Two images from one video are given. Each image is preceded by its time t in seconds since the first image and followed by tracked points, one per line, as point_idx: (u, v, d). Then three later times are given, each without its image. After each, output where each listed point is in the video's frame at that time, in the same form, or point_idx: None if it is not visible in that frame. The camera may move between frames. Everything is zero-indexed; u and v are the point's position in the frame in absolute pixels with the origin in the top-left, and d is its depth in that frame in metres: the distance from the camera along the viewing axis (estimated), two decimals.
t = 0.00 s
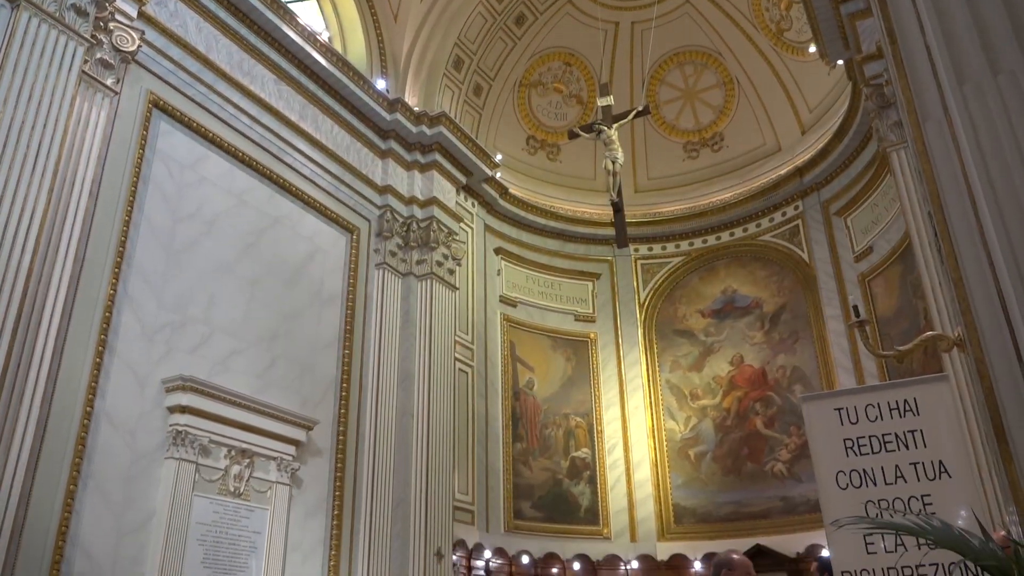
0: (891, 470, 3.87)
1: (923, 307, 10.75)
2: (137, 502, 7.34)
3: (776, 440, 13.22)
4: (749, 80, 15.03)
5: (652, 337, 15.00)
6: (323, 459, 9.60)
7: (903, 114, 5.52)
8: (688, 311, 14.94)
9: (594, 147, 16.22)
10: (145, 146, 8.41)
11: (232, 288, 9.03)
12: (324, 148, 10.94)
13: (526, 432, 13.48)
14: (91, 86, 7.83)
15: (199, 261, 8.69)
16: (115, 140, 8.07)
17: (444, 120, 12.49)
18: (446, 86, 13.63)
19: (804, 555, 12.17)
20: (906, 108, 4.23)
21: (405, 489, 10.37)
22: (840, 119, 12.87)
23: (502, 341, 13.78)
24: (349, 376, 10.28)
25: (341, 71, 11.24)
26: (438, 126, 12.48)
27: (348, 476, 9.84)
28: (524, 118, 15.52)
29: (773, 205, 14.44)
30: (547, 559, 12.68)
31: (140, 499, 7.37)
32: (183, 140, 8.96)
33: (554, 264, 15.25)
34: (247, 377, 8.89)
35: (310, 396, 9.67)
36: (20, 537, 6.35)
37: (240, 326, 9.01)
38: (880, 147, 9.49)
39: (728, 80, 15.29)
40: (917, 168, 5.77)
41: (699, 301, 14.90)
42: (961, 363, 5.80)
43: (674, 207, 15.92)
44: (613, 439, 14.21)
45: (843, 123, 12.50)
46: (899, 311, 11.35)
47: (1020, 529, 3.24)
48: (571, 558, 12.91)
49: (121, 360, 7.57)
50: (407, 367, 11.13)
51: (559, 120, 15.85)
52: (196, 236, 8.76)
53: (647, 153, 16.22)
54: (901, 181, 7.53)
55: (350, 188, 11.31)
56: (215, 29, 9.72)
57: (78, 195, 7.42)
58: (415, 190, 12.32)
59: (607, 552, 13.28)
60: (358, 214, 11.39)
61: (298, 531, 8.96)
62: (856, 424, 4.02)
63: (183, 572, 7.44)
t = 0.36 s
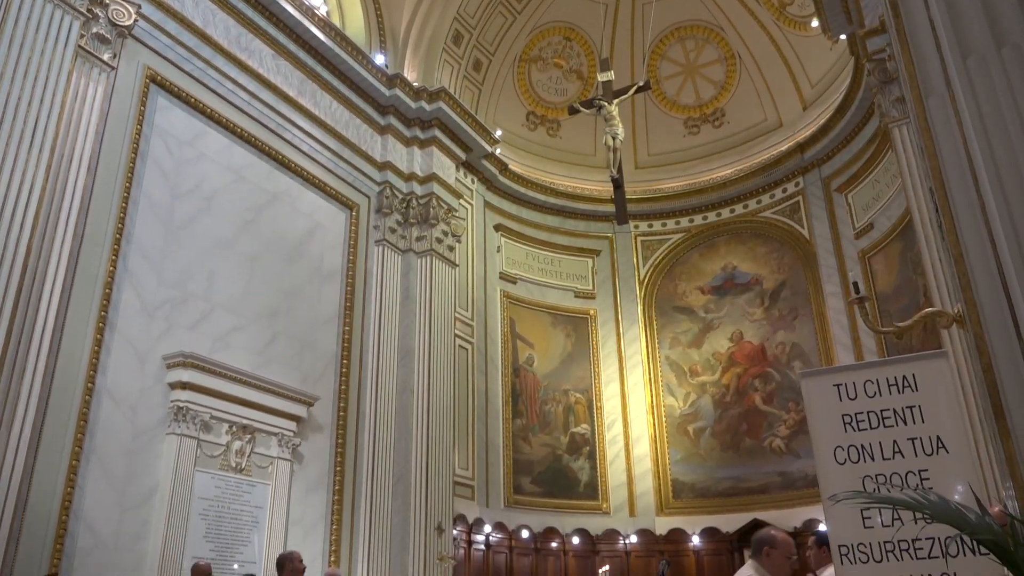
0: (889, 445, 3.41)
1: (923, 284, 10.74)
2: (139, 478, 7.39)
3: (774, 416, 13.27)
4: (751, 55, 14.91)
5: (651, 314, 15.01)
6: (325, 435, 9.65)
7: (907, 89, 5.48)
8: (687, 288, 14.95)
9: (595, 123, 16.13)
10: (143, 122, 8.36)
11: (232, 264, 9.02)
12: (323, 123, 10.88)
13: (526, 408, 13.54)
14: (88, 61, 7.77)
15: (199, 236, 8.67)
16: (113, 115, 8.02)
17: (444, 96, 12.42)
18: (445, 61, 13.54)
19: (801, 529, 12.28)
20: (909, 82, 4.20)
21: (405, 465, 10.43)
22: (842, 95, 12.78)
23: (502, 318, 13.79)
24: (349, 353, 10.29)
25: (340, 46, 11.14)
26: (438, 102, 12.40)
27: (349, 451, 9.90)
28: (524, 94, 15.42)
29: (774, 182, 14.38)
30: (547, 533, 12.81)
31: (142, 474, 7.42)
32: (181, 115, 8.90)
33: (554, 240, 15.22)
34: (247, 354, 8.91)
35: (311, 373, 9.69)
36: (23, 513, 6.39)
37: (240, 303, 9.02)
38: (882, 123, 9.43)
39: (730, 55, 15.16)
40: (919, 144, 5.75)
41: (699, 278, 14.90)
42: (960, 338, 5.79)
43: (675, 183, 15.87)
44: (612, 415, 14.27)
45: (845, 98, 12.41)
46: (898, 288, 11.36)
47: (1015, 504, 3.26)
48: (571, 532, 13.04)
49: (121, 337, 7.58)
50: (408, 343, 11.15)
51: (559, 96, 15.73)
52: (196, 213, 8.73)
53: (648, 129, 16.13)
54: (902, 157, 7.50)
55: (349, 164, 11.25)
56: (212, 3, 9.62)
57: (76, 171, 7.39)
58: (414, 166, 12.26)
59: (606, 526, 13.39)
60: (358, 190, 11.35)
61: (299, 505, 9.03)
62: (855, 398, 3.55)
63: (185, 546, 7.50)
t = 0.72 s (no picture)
0: (888, 419, 3.20)
1: (924, 259, 10.74)
2: (142, 452, 7.43)
3: (774, 391, 13.33)
4: (754, 28, 14.76)
5: (651, 290, 15.02)
6: (326, 410, 9.70)
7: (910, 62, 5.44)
8: (688, 263, 14.95)
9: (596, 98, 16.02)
10: (141, 97, 8.31)
11: (232, 240, 9.01)
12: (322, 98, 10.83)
13: (526, 383, 13.59)
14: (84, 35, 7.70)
15: (199, 212, 8.66)
16: (111, 90, 7.97)
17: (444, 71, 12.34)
18: (445, 35, 13.42)
19: (800, 503, 12.40)
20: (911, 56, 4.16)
21: (406, 439, 10.49)
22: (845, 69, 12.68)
23: (502, 293, 13.80)
24: (349, 329, 10.31)
25: (339, 20, 11.05)
26: (438, 76, 12.31)
27: (350, 426, 9.96)
28: (524, 68, 15.30)
29: (776, 156, 14.31)
30: (548, 507, 12.94)
31: (146, 449, 7.46)
32: (179, 89, 8.84)
33: (554, 216, 15.19)
34: (248, 329, 8.92)
35: (312, 348, 9.72)
36: (28, 487, 6.44)
37: (241, 279, 9.02)
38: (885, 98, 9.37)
39: (732, 28, 15.01)
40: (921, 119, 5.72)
41: (699, 254, 14.90)
42: (960, 314, 5.79)
43: (676, 158, 15.80)
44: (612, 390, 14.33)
45: (848, 73, 12.31)
46: (899, 264, 11.36)
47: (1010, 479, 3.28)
48: (571, 506, 13.17)
49: (122, 312, 7.59)
50: (408, 319, 11.16)
51: (560, 70, 15.60)
52: (195, 188, 8.71)
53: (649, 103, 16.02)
54: (905, 132, 7.45)
55: (349, 139, 11.20)
56: None
57: (74, 146, 7.35)
58: (414, 141, 12.19)
59: (606, 500, 13.53)
60: (357, 166, 11.31)
61: (301, 480, 9.10)
62: (854, 373, 3.34)
63: (189, 520, 7.57)
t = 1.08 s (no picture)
0: (888, 397, 3.19)
1: (924, 237, 10.71)
2: (145, 430, 7.46)
3: (774, 369, 13.35)
4: (757, 3, 14.62)
5: (652, 268, 15.01)
6: (327, 388, 9.73)
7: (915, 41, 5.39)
8: (688, 241, 14.92)
9: (597, 74, 15.90)
10: (139, 74, 8.25)
11: (232, 218, 8.99)
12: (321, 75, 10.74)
13: (526, 360, 13.61)
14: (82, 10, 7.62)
15: (198, 191, 8.62)
16: (109, 67, 7.91)
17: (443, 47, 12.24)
18: (445, 10, 13.30)
19: (799, 479, 12.47)
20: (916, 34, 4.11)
21: (407, 417, 10.53)
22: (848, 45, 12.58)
23: (502, 271, 13.78)
24: (350, 307, 10.30)
25: None
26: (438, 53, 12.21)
27: (351, 403, 9.99)
28: (525, 45, 15.17)
29: (778, 134, 14.23)
30: (548, 484, 13.02)
31: (148, 426, 7.49)
32: (178, 66, 8.77)
33: (554, 194, 15.14)
34: (249, 307, 8.93)
35: (313, 326, 9.73)
36: (32, 463, 6.46)
37: (242, 257, 9.01)
38: (889, 74, 9.30)
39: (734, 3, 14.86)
40: (925, 98, 5.67)
41: (700, 232, 14.87)
42: (961, 292, 5.79)
43: (678, 136, 15.73)
44: (613, 368, 14.36)
45: (851, 49, 12.21)
46: (900, 241, 11.34)
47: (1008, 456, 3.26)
48: (571, 482, 13.26)
49: (123, 290, 7.58)
50: (408, 297, 11.15)
51: (561, 46, 15.48)
52: (195, 165, 8.67)
53: (651, 80, 15.90)
54: (908, 110, 7.39)
55: (348, 116, 11.13)
56: None
57: (72, 123, 7.30)
58: (414, 118, 12.12)
59: (606, 477, 13.61)
60: (357, 143, 11.25)
61: (303, 457, 9.14)
62: (855, 352, 3.33)
63: (192, 497, 7.63)
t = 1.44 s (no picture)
0: (886, 375, 3.19)
1: (925, 216, 10.69)
2: (146, 409, 7.48)
3: (773, 348, 13.38)
4: None
5: (652, 248, 14.99)
6: (328, 367, 9.76)
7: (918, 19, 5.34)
8: (688, 221, 14.89)
9: (597, 52, 15.78)
10: (137, 52, 8.20)
11: (232, 197, 8.97)
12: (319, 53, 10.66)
13: (526, 340, 13.62)
14: None
15: (197, 170, 8.59)
16: (106, 45, 7.85)
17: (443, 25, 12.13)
18: None
19: (797, 458, 12.53)
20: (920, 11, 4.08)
21: (407, 396, 10.56)
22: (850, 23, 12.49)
23: (502, 251, 13.76)
24: (350, 287, 10.30)
25: None
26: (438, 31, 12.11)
27: (352, 383, 10.01)
28: (525, 23, 15.04)
29: (779, 112, 14.15)
30: (548, 463, 13.10)
31: (150, 405, 7.52)
32: (176, 44, 8.71)
33: (554, 173, 15.08)
34: (249, 287, 8.92)
35: (313, 306, 9.73)
36: (34, 442, 6.49)
37: (242, 236, 9.00)
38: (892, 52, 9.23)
39: None
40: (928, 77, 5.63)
41: (700, 211, 14.83)
42: (962, 272, 5.77)
43: (678, 114, 15.65)
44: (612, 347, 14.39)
45: (853, 26, 12.12)
46: (901, 221, 11.32)
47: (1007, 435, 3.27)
48: (571, 461, 13.34)
49: (123, 270, 7.58)
50: (408, 277, 11.14)
51: (561, 24, 15.35)
52: (194, 144, 8.63)
53: (652, 58, 15.79)
54: (910, 89, 7.34)
55: (347, 95, 11.07)
56: None
57: (70, 102, 7.26)
58: (413, 97, 12.04)
59: (605, 456, 13.69)
60: (357, 122, 11.20)
61: (304, 436, 9.19)
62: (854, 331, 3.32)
63: (194, 475, 7.67)
